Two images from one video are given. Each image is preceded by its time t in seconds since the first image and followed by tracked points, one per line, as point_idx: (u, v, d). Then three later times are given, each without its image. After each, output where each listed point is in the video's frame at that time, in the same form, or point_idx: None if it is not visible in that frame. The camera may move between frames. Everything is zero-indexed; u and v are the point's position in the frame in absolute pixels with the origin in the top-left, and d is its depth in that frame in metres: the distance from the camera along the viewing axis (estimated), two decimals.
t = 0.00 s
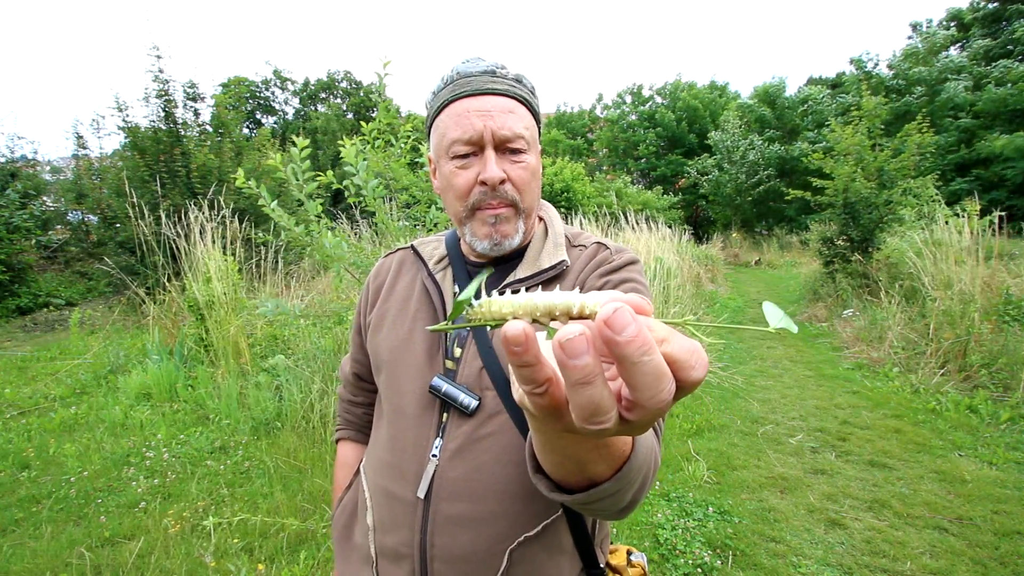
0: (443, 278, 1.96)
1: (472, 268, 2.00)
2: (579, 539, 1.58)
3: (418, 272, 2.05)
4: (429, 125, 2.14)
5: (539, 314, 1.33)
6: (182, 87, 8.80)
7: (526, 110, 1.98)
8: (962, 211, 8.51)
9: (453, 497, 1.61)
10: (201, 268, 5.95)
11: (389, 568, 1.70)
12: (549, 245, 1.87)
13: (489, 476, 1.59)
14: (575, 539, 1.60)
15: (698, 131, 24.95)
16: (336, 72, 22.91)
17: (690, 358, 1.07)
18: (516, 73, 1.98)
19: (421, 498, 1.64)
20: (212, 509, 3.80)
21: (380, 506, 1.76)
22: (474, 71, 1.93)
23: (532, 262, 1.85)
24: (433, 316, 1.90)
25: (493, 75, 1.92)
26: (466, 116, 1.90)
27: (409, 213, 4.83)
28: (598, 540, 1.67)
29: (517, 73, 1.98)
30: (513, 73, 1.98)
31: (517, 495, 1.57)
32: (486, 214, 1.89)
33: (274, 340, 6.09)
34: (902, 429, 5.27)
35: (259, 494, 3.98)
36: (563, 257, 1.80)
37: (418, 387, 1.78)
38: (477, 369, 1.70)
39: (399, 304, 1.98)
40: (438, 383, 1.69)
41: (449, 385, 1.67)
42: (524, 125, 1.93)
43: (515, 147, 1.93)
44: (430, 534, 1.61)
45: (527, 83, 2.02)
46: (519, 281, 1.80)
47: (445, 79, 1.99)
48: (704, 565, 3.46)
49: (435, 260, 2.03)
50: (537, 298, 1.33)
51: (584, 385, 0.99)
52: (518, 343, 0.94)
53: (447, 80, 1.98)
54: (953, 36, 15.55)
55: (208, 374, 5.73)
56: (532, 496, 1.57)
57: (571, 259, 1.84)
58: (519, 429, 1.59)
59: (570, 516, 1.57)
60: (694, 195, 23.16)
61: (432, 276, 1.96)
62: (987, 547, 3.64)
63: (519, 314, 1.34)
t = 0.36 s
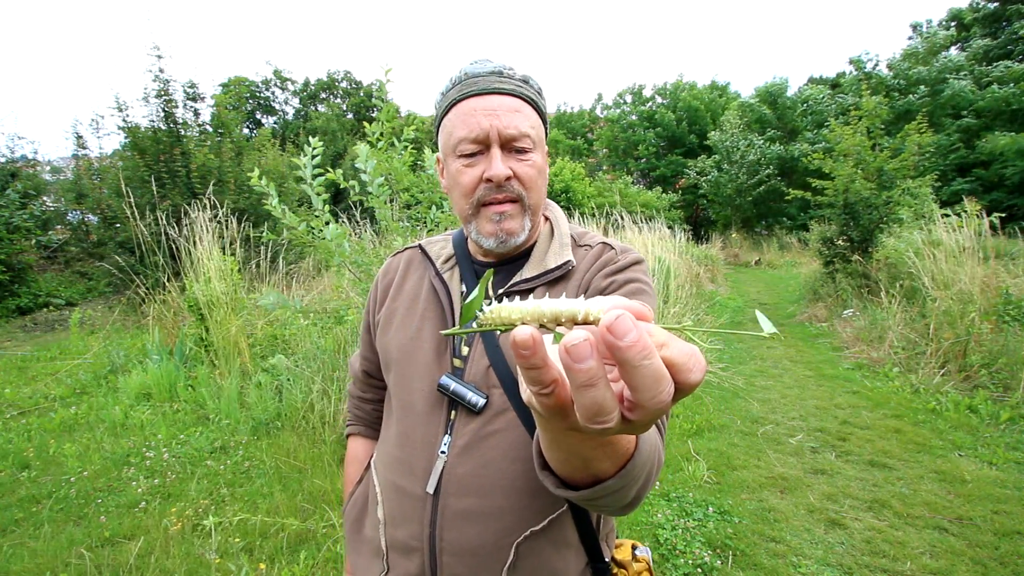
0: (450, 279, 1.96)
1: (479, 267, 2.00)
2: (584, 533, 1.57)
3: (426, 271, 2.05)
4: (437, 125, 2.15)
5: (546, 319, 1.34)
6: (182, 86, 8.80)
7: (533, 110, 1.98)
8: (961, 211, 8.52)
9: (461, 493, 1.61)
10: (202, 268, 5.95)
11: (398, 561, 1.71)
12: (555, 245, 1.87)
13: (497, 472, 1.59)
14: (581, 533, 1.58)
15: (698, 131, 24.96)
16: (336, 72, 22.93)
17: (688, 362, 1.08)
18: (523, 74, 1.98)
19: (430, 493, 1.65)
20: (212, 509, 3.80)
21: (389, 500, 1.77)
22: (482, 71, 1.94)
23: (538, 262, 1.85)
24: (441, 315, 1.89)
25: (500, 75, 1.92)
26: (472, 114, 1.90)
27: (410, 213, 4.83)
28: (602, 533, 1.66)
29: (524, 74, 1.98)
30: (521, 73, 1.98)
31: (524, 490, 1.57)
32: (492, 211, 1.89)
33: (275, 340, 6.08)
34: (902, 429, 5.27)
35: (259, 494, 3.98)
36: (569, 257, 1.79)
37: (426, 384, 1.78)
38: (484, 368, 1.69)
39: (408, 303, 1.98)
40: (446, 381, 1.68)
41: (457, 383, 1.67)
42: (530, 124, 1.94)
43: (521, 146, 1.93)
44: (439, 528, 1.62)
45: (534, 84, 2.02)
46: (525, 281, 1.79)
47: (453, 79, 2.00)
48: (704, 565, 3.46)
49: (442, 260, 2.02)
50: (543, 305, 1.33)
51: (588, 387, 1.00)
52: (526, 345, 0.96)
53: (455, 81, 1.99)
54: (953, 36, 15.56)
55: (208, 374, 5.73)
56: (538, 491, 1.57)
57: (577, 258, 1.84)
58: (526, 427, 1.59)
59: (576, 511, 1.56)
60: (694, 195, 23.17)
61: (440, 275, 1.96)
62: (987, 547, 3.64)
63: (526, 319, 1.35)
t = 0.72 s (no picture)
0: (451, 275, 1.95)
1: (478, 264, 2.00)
2: (582, 528, 1.57)
3: (427, 268, 2.05)
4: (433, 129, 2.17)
5: (537, 318, 1.30)
6: (182, 87, 8.79)
7: (526, 107, 1.99)
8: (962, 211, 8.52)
9: (460, 487, 1.61)
10: (202, 268, 5.95)
11: (397, 556, 1.71)
12: (553, 243, 1.87)
13: (496, 467, 1.59)
14: (579, 528, 1.58)
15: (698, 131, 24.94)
16: (336, 72, 22.94)
17: (677, 359, 1.07)
18: (515, 73, 1.99)
19: (430, 487, 1.65)
20: (212, 509, 3.80)
21: (389, 495, 1.77)
22: (473, 72, 1.95)
23: (537, 260, 1.86)
24: (442, 312, 1.89)
25: (491, 75, 1.94)
26: (465, 114, 1.91)
27: (411, 213, 4.83)
28: (600, 528, 1.67)
29: (516, 73, 1.99)
30: (513, 73, 1.99)
31: (523, 485, 1.57)
32: (487, 209, 1.89)
33: (275, 340, 6.08)
34: (902, 429, 5.27)
35: (260, 494, 3.98)
36: (568, 255, 1.80)
37: (426, 380, 1.78)
38: (484, 364, 1.70)
39: (408, 300, 1.98)
40: (446, 377, 1.68)
41: (456, 379, 1.67)
42: (523, 122, 1.94)
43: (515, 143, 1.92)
44: (438, 522, 1.62)
45: (527, 83, 2.02)
46: (524, 279, 1.80)
47: (447, 82, 2.02)
48: (704, 565, 3.46)
49: (442, 258, 2.02)
50: (536, 305, 1.30)
51: (578, 383, 1.00)
52: (518, 344, 0.97)
53: (448, 84, 2.01)
54: (953, 36, 15.54)
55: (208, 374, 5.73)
56: (537, 486, 1.57)
57: (576, 257, 1.84)
58: (524, 422, 1.59)
59: (574, 506, 1.56)
60: (694, 195, 23.16)
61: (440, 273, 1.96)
62: (987, 547, 3.64)
63: (518, 318, 1.31)
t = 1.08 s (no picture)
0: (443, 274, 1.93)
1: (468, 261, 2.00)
2: (569, 529, 1.56)
3: (420, 270, 2.06)
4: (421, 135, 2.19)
5: (508, 280, 1.30)
6: (182, 87, 8.79)
7: (509, 109, 1.99)
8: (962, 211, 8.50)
9: (445, 485, 1.61)
10: (203, 268, 5.95)
11: (382, 554, 1.70)
12: (543, 243, 1.93)
13: (481, 465, 1.59)
14: (566, 530, 1.57)
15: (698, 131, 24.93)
16: (336, 72, 22.95)
17: (651, 325, 1.02)
18: (496, 75, 1.99)
19: (415, 485, 1.65)
20: (212, 509, 3.80)
21: (375, 493, 1.77)
22: (454, 78, 1.96)
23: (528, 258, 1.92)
24: (432, 311, 1.89)
25: (472, 80, 1.94)
26: (447, 121, 1.92)
27: (412, 213, 4.84)
28: (589, 532, 1.65)
29: (497, 74, 1.99)
30: (494, 75, 1.99)
31: (509, 484, 1.57)
32: (474, 213, 1.92)
33: (275, 340, 6.08)
34: (902, 429, 5.27)
35: (259, 494, 3.98)
36: (555, 255, 1.86)
37: (414, 378, 1.78)
38: (472, 362, 1.69)
39: (400, 299, 1.98)
40: (434, 374, 1.69)
41: (444, 376, 1.67)
42: (506, 123, 1.93)
43: (498, 145, 1.92)
44: (423, 520, 1.62)
45: (509, 83, 2.02)
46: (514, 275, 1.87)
47: (430, 90, 2.04)
48: (704, 565, 3.46)
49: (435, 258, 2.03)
50: (506, 265, 1.30)
51: (547, 344, 0.95)
52: (489, 305, 0.92)
53: (431, 91, 2.03)
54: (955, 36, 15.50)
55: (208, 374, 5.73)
56: (523, 485, 1.56)
57: (565, 257, 1.89)
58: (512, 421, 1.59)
59: (561, 506, 1.55)
60: (694, 195, 23.15)
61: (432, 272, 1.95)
62: (987, 547, 3.64)
63: (489, 280, 1.31)
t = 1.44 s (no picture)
0: (432, 274, 1.92)
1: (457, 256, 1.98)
2: (559, 532, 1.56)
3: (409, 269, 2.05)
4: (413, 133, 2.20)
5: (499, 251, 1.32)
6: (182, 87, 8.78)
7: (500, 107, 2.00)
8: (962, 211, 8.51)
9: (433, 487, 1.61)
10: (203, 268, 5.94)
11: (369, 558, 1.70)
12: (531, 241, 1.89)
13: (470, 466, 1.59)
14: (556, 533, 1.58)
15: (697, 131, 24.91)
16: (336, 72, 22.95)
17: (647, 297, 1.02)
18: (488, 75, 2.00)
19: (403, 486, 1.65)
20: (212, 509, 3.80)
21: (363, 496, 1.76)
22: (446, 76, 1.97)
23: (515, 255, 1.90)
24: (421, 311, 1.89)
25: (463, 77, 1.96)
26: (438, 117, 1.93)
27: (411, 213, 4.85)
28: (580, 535, 1.65)
29: (489, 74, 2.00)
30: (485, 74, 2.01)
31: (497, 485, 1.57)
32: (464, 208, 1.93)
33: (275, 340, 6.08)
34: (902, 429, 5.27)
35: (260, 494, 3.98)
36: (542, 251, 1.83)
37: (403, 378, 1.78)
38: (461, 362, 1.69)
39: (389, 300, 1.99)
40: (422, 374, 1.68)
41: (432, 376, 1.67)
42: (496, 121, 1.94)
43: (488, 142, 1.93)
44: (411, 523, 1.62)
45: (501, 83, 2.04)
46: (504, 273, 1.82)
47: (421, 88, 2.05)
48: (704, 565, 3.47)
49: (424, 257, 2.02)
50: (496, 236, 1.31)
51: (540, 314, 0.94)
52: (479, 275, 0.91)
53: (423, 89, 2.04)
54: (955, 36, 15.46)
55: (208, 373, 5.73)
56: (511, 486, 1.57)
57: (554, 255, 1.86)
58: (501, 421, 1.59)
59: (551, 508, 1.55)
60: (694, 195, 23.14)
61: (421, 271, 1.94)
62: (987, 547, 3.64)
63: (479, 250, 1.32)
